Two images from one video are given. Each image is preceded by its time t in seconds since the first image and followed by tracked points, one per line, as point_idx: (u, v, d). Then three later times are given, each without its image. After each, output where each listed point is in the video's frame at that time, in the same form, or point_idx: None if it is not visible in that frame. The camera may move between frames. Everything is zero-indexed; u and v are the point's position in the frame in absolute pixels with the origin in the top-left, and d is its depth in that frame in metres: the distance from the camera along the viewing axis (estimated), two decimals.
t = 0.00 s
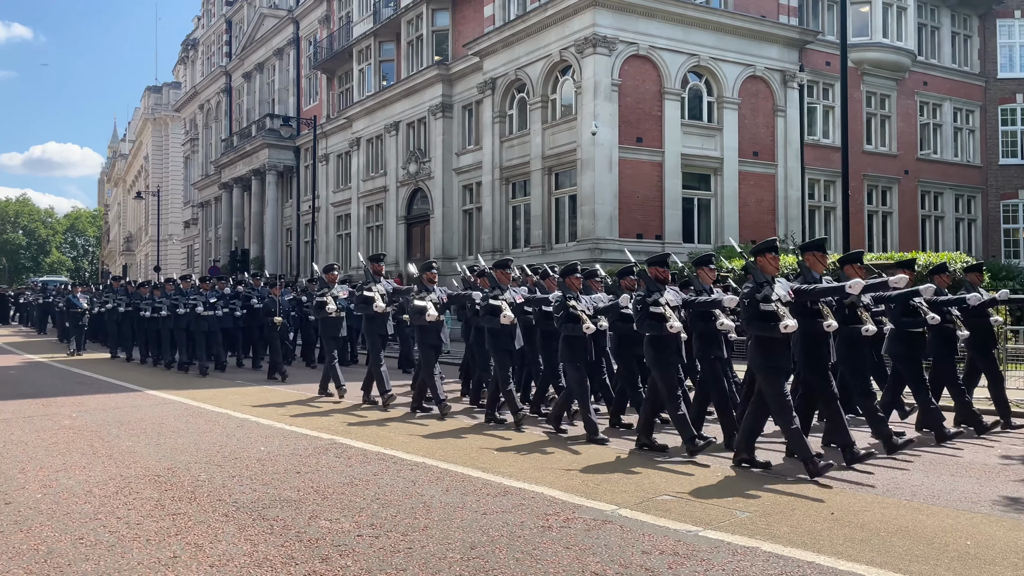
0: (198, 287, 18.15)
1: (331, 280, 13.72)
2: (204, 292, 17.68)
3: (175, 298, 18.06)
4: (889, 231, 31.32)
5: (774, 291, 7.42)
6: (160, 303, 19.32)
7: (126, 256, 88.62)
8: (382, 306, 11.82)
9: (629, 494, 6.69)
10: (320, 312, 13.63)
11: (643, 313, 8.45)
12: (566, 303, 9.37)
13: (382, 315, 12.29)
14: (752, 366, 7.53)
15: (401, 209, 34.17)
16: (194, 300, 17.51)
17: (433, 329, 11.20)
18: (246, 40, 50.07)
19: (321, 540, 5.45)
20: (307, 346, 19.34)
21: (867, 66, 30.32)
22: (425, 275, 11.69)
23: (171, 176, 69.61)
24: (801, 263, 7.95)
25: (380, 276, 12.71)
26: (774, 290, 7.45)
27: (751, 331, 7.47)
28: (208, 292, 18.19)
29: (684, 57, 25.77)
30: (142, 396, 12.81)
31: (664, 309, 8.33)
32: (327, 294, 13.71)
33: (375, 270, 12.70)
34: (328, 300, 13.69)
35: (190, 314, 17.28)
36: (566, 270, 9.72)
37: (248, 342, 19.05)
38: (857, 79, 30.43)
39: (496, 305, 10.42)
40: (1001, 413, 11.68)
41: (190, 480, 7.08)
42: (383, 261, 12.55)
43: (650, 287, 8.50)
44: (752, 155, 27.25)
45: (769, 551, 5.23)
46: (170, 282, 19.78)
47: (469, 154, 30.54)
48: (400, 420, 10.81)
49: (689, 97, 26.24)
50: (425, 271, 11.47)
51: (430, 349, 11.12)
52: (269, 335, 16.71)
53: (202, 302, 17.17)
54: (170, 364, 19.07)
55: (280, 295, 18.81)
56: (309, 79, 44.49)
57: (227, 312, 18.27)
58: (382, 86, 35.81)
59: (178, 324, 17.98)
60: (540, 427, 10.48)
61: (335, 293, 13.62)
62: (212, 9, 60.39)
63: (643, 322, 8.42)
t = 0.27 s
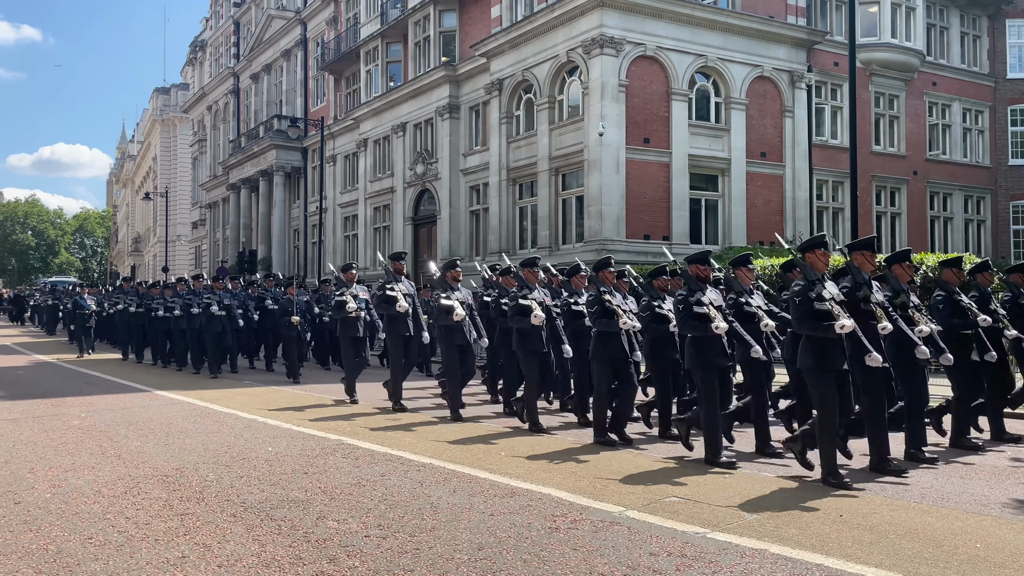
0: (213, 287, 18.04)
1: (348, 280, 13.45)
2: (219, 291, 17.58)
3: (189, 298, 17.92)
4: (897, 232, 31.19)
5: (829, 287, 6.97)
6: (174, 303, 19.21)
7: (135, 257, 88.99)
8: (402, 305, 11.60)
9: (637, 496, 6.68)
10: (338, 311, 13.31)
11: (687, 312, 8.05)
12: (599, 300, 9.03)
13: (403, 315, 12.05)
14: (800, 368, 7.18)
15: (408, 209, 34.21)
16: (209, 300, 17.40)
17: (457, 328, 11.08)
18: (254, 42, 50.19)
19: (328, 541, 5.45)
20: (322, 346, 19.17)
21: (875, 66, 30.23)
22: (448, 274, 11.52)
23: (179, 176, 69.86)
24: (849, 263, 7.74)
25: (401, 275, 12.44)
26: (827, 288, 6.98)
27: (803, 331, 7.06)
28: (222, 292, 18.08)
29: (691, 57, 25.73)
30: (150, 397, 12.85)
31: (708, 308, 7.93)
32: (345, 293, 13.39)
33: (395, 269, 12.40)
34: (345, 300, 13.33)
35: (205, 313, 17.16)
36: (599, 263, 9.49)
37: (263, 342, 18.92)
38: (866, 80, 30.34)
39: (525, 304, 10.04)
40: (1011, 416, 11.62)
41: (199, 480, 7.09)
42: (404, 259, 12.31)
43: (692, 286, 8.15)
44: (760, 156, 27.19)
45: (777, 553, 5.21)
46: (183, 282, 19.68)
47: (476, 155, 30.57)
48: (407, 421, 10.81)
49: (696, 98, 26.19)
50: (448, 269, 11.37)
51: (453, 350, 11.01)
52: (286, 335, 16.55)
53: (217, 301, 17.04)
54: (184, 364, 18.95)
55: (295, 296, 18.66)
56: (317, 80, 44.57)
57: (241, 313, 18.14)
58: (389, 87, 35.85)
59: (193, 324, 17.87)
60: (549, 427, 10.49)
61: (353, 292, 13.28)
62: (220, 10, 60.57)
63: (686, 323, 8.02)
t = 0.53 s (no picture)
0: (229, 289, 17.80)
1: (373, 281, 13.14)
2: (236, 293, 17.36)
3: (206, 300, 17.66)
4: (908, 233, 31.03)
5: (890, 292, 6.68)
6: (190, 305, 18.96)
7: (146, 259, 89.41)
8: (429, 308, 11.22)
9: (647, 497, 6.67)
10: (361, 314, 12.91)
11: (737, 316, 7.69)
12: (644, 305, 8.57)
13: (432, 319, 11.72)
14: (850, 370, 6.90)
15: (416, 211, 34.25)
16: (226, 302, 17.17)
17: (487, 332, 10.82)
18: (263, 44, 50.34)
19: (339, 542, 5.46)
20: (341, 349, 18.90)
21: (886, 66, 30.10)
22: (479, 276, 11.15)
23: (190, 179, 70.12)
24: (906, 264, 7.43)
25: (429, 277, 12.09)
26: (889, 290, 6.70)
27: (862, 334, 6.75)
28: (239, 295, 17.87)
29: (700, 58, 25.68)
30: (161, 398, 12.90)
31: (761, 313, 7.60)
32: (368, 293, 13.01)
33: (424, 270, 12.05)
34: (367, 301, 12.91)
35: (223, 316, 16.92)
36: (642, 270, 8.89)
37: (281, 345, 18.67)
38: (876, 80, 30.21)
39: (561, 307, 9.60)
40: None
41: (209, 481, 7.11)
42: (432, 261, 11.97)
43: (743, 289, 7.82)
44: (769, 157, 27.10)
45: (788, 555, 5.19)
46: (199, 283, 19.48)
47: (485, 157, 30.59)
48: (417, 423, 10.82)
49: (705, 99, 26.15)
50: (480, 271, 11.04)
51: (481, 357, 10.74)
52: (306, 338, 16.27)
53: (235, 304, 16.80)
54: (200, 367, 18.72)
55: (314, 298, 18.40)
56: (326, 82, 44.68)
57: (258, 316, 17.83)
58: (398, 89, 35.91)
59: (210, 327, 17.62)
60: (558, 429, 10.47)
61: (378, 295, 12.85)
62: (230, 14, 60.82)
63: (736, 327, 7.67)
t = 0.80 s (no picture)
0: (250, 291, 17.64)
1: (401, 282, 12.94)
2: (257, 295, 17.21)
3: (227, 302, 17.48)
4: (921, 233, 30.88)
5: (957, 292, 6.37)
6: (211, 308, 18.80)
7: (159, 262, 89.95)
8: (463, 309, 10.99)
9: (658, 499, 6.69)
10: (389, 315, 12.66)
11: (791, 317, 7.40)
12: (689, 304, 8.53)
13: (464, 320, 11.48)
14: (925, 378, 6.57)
15: (427, 213, 34.35)
16: (247, 304, 17.00)
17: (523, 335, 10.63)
18: (274, 48, 50.59)
19: (351, 544, 5.50)
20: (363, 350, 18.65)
21: (897, 66, 29.99)
22: (513, 275, 11.06)
23: (202, 183, 70.48)
24: (967, 264, 6.96)
25: (459, 278, 11.81)
26: (954, 291, 6.42)
27: (930, 337, 6.46)
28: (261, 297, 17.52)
29: (710, 60, 25.66)
30: (174, 401, 13.00)
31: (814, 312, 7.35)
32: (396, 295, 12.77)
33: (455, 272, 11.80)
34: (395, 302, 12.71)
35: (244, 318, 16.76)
36: (684, 266, 8.89)
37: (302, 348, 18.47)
38: (887, 80, 30.11)
39: (600, 306, 9.19)
40: None
41: (223, 483, 7.17)
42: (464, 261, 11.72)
43: (796, 288, 7.50)
44: (780, 157, 27.04)
45: (800, 558, 5.20)
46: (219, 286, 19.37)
47: (495, 159, 30.66)
48: (428, 425, 10.88)
49: (715, 100, 26.13)
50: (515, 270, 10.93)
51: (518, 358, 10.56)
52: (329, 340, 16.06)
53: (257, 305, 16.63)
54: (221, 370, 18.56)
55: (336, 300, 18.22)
56: (337, 86, 44.85)
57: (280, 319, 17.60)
58: (408, 92, 36.03)
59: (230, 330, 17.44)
60: (569, 431, 10.50)
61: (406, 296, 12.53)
62: (241, 18, 61.15)
63: (789, 329, 7.40)
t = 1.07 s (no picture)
0: (269, 293, 17.50)
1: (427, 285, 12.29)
2: (277, 298, 17.02)
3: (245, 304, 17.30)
4: (935, 234, 30.66)
5: None
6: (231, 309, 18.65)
7: (171, 264, 90.36)
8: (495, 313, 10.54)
9: (673, 502, 6.63)
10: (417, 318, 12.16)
11: (843, 323, 7.05)
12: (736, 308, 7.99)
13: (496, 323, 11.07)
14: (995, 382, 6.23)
15: (438, 215, 34.36)
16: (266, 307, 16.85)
17: (558, 339, 10.25)
18: (286, 51, 50.75)
19: (365, 546, 5.48)
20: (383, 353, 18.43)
21: (911, 66, 29.82)
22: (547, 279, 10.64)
23: (215, 185, 70.73)
24: None
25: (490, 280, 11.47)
26: None
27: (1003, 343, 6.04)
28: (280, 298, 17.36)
29: (722, 60, 25.56)
30: (188, 402, 13.02)
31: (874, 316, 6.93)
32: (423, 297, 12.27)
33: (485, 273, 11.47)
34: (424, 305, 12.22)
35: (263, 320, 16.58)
36: (732, 271, 8.18)
37: (321, 350, 18.20)
38: (901, 79, 29.92)
39: (640, 310, 8.92)
40: None
41: (236, 485, 7.17)
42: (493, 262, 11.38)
43: (853, 292, 7.15)
44: (793, 158, 26.91)
45: (817, 561, 5.14)
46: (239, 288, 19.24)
47: (506, 160, 30.65)
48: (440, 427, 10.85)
49: (727, 100, 26.03)
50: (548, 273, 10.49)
51: (552, 362, 10.20)
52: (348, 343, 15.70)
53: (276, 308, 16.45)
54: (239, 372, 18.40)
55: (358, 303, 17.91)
56: (348, 88, 44.95)
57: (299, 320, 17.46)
58: (419, 94, 36.07)
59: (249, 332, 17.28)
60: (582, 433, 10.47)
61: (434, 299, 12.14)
62: (253, 21, 61.41)
63: (846, 335, 7.01)
